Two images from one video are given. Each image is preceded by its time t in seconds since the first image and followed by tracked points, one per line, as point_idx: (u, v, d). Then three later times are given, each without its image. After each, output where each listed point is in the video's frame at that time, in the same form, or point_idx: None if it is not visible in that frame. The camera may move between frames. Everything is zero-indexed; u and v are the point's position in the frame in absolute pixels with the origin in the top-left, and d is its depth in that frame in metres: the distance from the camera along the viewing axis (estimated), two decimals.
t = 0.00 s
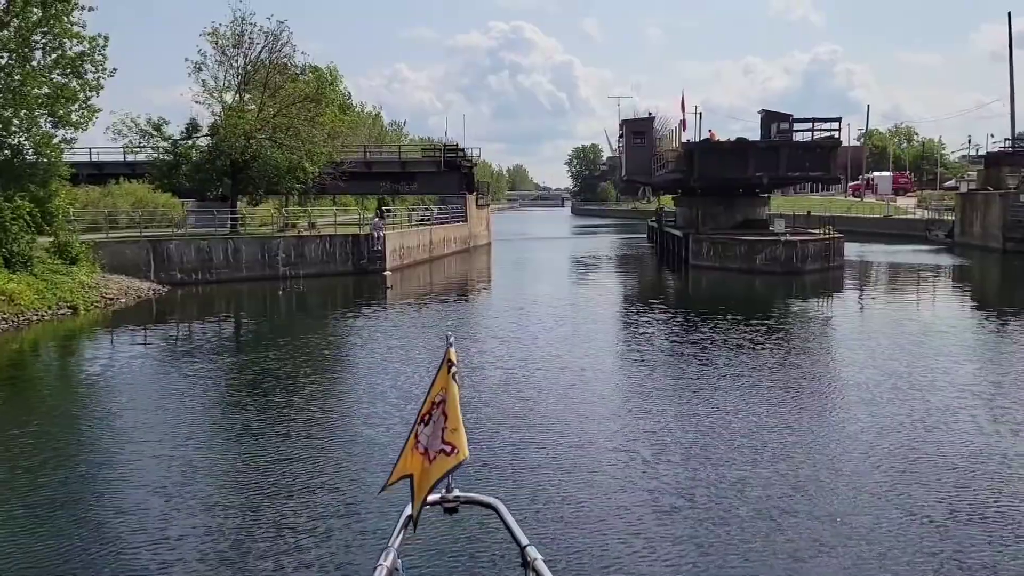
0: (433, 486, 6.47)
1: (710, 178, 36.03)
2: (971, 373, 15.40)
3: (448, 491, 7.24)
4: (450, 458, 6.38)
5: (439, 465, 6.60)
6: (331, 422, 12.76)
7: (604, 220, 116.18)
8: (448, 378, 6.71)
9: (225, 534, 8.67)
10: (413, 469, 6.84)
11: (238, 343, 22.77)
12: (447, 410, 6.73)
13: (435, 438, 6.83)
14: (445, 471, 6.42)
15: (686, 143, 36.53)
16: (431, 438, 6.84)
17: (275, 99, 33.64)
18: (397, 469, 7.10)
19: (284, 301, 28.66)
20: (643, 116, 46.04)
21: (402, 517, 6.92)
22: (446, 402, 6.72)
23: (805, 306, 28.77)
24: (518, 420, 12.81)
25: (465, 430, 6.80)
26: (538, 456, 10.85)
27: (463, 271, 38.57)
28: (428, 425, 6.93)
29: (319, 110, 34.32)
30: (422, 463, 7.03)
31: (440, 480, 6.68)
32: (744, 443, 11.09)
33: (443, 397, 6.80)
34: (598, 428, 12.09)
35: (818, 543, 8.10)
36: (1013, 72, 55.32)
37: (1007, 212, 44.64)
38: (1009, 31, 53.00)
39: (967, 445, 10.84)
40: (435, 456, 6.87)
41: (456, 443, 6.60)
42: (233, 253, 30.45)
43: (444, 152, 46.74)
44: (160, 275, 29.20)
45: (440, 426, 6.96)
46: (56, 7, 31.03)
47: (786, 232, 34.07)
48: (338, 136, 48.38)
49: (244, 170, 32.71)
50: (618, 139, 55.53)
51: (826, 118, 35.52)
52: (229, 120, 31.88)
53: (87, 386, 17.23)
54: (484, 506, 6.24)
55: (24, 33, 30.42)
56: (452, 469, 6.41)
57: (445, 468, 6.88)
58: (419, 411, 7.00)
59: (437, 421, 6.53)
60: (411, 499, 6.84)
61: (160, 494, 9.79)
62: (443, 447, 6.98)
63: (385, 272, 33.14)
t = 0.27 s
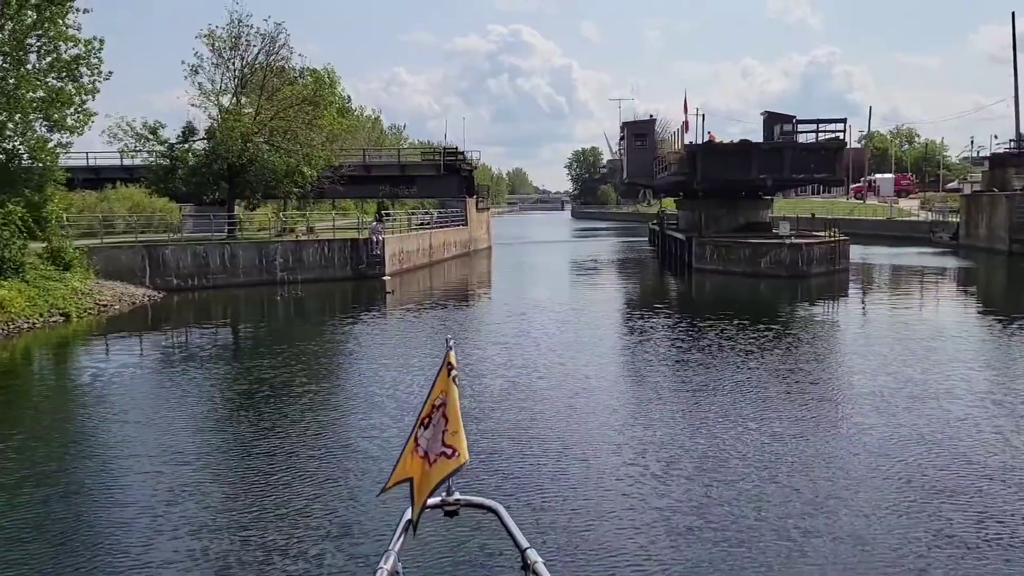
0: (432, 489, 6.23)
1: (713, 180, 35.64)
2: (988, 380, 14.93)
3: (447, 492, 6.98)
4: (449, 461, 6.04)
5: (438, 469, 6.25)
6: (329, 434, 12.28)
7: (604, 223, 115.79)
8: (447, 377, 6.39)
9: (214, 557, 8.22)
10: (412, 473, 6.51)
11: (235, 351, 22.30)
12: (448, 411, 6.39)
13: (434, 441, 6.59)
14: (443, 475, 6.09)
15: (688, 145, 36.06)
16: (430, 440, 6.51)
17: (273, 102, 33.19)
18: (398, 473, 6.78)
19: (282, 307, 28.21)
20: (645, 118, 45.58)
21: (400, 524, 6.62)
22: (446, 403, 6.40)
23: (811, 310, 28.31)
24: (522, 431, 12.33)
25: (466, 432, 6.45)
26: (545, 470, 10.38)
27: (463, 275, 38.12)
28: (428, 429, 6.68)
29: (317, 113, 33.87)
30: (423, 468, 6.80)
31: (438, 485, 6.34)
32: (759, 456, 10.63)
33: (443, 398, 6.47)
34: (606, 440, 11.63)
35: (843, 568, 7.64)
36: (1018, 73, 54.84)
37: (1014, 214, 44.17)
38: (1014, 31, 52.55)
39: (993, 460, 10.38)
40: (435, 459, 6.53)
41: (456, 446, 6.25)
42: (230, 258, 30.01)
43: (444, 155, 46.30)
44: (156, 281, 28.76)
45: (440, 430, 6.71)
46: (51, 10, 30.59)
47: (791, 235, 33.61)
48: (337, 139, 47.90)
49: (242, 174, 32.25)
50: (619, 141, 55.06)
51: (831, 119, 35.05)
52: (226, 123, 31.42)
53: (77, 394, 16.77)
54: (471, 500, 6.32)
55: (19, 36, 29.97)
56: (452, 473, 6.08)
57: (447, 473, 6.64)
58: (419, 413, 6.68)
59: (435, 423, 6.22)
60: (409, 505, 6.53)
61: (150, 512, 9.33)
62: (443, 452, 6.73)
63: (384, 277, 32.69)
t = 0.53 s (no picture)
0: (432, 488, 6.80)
1: (716, 181, 35.20)
2: (1005, 386, 14.48)
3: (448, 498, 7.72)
4: (452, 463, 6.75)
5: (440, 471, 6.94)
6: (325, 446, 11.80)
7: (605, 225, 115.37)
8: (449, 384, 7.04)
9: None
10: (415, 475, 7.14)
11: (231, 357, 21.85)
12: (448, 415, 7.06)
13: (435, 443, 7.16)
14: (446, 475, 6.79)
15: (691, 146, 35.58)
16: (432, 443, 7.14)
17: (270, 104, 32.75)
18: (399, 473, 7.41)
19: (279, 312, 27.77)
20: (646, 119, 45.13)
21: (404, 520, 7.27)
22: (447, 408, 7.04)
23: (817, 313, 27.86)
24: (524, 441, 11.83)
25: (466, 436, 7.13)
26: (550, 486, 9.89)
27: (464, 278, 37.68)
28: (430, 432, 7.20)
29: (315, 114, 33.42)
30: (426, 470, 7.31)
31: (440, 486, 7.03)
32: (774, 469, 10.18)
33: (443, 402, 7.10)
34: (613, 451, 11.19)
35: None
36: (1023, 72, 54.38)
37: (1020, 215, 43.71)
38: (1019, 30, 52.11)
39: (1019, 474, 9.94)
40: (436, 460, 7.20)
41: (457, 449, 6.96)
42: (227, 262, 29.56)
43: (443, 157, 45.86)
44: (151, 286, 28.28)
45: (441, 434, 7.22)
46: (46, 12, 30.18)
47: (796, 237, 33.14)
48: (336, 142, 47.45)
49: (240, 177, 31.80)
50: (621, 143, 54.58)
51: (836, 119, 34.60)
52: (222, 125, 30.97)
53: (68, 401, 16.33)
54: (474, 502, 7.04)
55: (13, 38, 29.51)
56: (454, 475, 6.79)
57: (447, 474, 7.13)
58: (421, 417, 7.29)
59: (438, 427, 6.87)
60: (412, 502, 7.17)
61: (136, 532, 8.89)
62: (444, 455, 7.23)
63: (383, 281, 32.25)
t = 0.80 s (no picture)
0: (435, 492, 7.36)
1: (719, 182, 34.75)
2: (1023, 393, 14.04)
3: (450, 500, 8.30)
4: (453, 462, 7.28)
5: (441, 471, 7.45)
6: (319, 457, 11.36)
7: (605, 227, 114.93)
8: (449, 388, 7.56)
9: None
10: (416, 476, 7.61)
11: (226, 363, 21.39)
12: (448, 418, 7.57)
13: (434, 446, 7.68)
14: (447, 475, 7.32)
15: (694, 147, 35.06)
16: (432, 445, 7.65)
17: (267, 104, 32.28)
18: (399, 475, 7.90)
19: (275, 316, 27.29)
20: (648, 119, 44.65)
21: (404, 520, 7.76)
22: (447, 412, 7.57)
23: (822, 315, 27.40)
24: (527, 452, 11.38)
25: (464, 438, 7.65)
26: (554, 501, 9.45)
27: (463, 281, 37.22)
28: (428, 436, 7.70)
29: (313, 115, 32.95)
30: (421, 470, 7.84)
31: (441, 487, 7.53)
32: (790, 483, 9.75)
33: (443, 406, 7.61)
34: (621, 463, 10.74)
35: None
36: None
37: None
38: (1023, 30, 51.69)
39: None
40: (435, 462, 7.70)
41: (457, 451, 7.45)
42: (222, 265, 29.08)
43: (443, 159, 45.39)
44: (146, 289, 27.74)
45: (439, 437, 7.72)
46: (39, 11, 29.69)
47: (801, 239, 32.67)
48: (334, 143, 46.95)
49: (236, 179, 31.35)
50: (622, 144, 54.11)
51: (841, 120, 34.15)
52: (218, 126, 30.50)
53: (57, 408, 15.87)
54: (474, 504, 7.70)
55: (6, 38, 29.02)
56: (455, 474, 7.29)
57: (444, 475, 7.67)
58: (421, 421, 7.79)
59: (439, 429, 7.41)
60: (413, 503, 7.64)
61: (120, 552, 8.45)
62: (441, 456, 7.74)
63: (382, 284, 31.79)
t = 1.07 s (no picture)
0: (435, 495, 7.34)
1: (722, 183, 34.27)
2: None
3: (450, 501, 8.25)
4: (454, 463, 7.25)
5: (441, 472, 7.40)
6: (313, 469, 10.89)
7: (605, 228, 114.46)
8: (448, 389, 7.53)
9: None
10: (415, 477, 7.56)
11: (221, 368, 20.93)
12: (448, 418, 7.54)
13: (434, 446, 7.62)
14: (447, 476, 7.29)
15: (697, 147, 34.55)
16: (432, 445, 7.59)
17: (263, 103, 31.80)
18: (399, 476, 7.84)
19: (272, 319, 26.82)
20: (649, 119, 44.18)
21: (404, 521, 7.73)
22: (447, 412, 7.52)
23: (828, 318, 26.95)
24: (529, 464, 10.94)
25: (464, 438, 7.60)
26: (558, 518, 8.99)
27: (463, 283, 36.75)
28: (429, 436, 7.64)
29: (310, 114, 32.48)
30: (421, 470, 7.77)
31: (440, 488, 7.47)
32: (805, 500, 9.30)
33: (443, 406, 7.57)
34: (627, 476, 10.29)
35: None
36: None
37: None
38: None
39: None
40: (435, 462, 7.62)
41: (457, 451, 7.41)
42: (217, 268, 28.58)
43: (442, 159, 44.94)
44: (139, 292, 27.31)
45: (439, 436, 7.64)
46: (33, 10, 29.23)
47: (805, 240, 32.18)
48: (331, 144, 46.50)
49: (232, 179, 30.89)
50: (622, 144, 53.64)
51: (846, 119, 33.67)
52: (214, 126, 30.02)
53: (45, 415, 15.42)
54: (474, 503, 7.66)
55: None
56: (455, 475, 7.25)
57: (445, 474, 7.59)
58: (422, 421, 7.75)
59: (439, 430, 7.38)
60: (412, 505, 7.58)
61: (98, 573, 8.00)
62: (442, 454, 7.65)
63: (380, 286, 31.33)
